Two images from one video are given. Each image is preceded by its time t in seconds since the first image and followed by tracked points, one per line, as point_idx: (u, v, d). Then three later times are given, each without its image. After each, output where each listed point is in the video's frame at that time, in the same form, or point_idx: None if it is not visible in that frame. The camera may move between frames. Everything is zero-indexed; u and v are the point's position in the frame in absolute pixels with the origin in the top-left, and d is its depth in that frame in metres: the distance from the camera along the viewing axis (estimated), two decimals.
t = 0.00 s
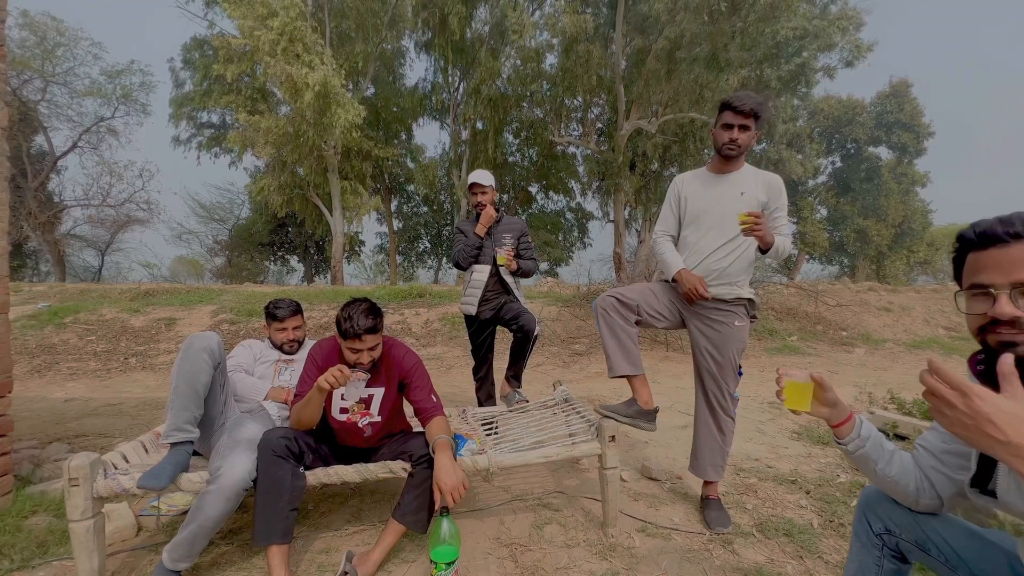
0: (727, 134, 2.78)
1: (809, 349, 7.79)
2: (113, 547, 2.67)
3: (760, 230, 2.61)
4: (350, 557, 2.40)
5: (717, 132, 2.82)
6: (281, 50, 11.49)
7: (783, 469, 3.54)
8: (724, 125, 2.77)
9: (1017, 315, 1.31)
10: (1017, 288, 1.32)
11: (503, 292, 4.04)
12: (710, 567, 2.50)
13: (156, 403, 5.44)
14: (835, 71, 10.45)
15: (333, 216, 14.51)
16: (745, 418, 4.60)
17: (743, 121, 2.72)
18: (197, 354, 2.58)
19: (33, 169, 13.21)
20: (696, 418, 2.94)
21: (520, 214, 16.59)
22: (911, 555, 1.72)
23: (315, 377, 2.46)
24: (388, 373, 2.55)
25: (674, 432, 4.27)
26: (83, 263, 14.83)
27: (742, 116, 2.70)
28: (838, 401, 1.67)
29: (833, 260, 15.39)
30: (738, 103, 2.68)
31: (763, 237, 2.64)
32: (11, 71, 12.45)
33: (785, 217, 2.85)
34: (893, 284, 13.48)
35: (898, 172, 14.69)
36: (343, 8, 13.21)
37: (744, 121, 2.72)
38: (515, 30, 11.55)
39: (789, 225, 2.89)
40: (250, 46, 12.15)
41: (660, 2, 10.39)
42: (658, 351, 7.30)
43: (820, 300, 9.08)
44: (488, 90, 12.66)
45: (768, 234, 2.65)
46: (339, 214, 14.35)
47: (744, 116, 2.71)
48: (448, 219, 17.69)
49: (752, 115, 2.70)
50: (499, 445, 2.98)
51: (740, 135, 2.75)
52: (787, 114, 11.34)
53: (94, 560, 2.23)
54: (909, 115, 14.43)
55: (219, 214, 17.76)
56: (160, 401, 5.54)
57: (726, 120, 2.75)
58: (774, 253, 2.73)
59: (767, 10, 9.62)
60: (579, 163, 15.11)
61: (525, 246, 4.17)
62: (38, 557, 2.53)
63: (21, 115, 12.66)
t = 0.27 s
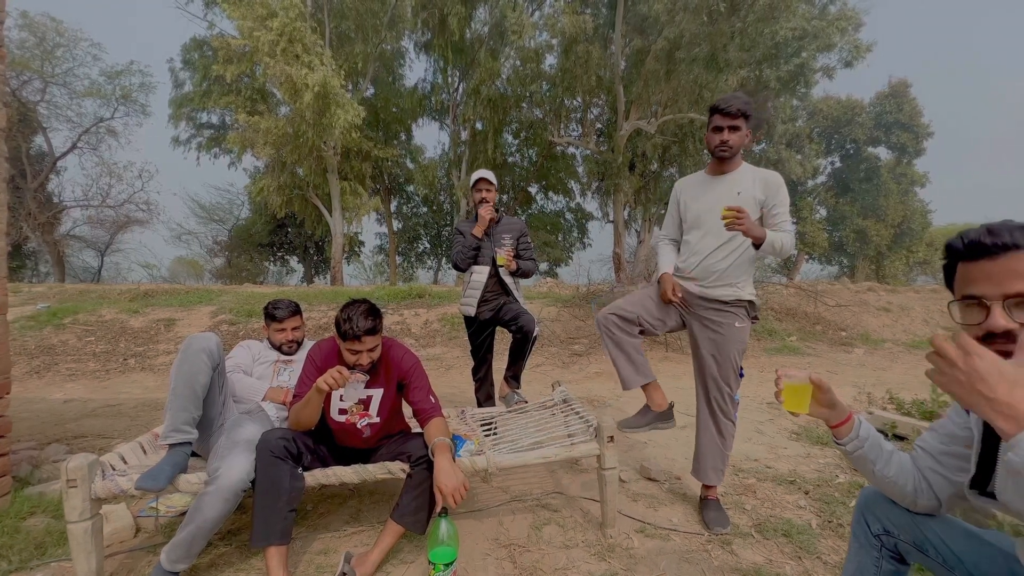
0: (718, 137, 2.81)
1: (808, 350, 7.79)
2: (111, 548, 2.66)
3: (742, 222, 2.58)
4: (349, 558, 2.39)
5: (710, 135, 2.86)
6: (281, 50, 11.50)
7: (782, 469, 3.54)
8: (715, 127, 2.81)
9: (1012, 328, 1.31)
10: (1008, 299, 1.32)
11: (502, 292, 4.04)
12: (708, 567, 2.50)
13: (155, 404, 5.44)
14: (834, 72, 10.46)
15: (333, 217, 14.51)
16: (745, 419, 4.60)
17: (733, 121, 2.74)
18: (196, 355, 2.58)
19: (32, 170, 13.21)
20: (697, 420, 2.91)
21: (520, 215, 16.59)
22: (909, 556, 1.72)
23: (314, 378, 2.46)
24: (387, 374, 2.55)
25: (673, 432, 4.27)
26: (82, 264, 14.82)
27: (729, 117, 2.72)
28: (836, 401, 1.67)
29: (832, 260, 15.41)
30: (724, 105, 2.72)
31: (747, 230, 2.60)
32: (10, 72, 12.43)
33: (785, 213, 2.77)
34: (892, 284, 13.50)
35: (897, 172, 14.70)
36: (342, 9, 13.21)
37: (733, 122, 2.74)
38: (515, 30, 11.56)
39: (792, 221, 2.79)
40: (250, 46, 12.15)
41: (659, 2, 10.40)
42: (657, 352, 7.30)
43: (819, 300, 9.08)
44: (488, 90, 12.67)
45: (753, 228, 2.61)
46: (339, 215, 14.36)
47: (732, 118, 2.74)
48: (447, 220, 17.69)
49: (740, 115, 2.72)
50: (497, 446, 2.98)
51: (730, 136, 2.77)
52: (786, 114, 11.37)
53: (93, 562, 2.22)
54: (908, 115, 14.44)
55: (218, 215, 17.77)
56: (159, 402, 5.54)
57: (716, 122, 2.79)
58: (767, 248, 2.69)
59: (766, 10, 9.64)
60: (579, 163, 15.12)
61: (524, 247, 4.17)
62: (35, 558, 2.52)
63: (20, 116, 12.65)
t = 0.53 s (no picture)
0: (712, 137, 2.81)
1: (808, 350, 7.79)
2: (112, 548, 2.67)
3: (734, 221, 2.58)
4: (349, 558, 2.40)
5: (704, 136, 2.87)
6: (280, 51, 11.52)
7: (781, 469, 3.55)
8: (709, 128, 2.82)
9: (951, 315, 1.39)
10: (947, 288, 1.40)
11: (502, 293, 4.05)
12: (708, 567, 2.51)
13: (155, 405, 5.44)
14: (834, 72, 10.47)
15: (333, 218, 14.52)
16: (744, 419, 4.60)
17: (726, 122, 2.74)
18: (196, 355, 2.59)
19: (32, 171, 13.21)
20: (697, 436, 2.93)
21: (520, 215, 16.59)
22: (909, 556, 1.71)
23: (314, 379, 2.46)
24: (387, 375, 2.56)
25: (673, 433, 4.27)
26: (82, 265, 14.82)
27: (722, 118, 2.73)
28: (834, 400, 1.68)
29: (832, 260, 15.42)
30: (717, 106, 2.74)
31: (742, 230, 2.60)
32: (10, 73, 12.44)
33: (783, 213, 2.76)
34: (891, 284, 13.51)
35: (896, 172, 14.71)
36: (342, 9, 13.23)
37: (726, 122, 2.74)
38: (514, 31, 11.58)
39: (790, 222, 2.78)
40: (249, 47, 12.16)
41: (658, 3, 10.42)
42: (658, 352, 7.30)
43: (819, 300, 9.08)
44: (488, 91, 12.69)
45: (748, 228, 2.61)
46: (339, 216, 14.36)
47: (725, 118, 2.74)
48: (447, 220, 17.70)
49: (733, 116, 2.72)
50: (497, 446, 2.99)
51: (724, 136, 2.77)
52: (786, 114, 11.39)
53: (93, 562, 2.23)
54: (908, 115, 14.45)
55: (218, 216, 17.80)
56: (159, 403, 5.54)
57: (709, 124, 2.80)
58: (764, 248, 2.68)
59: (765, 10, 9.65)
60: (578, 163, 15.13)
61: (524, 247, 4.18)
62: (36, 559, 2.53)
63: (20, 118, 12.64)
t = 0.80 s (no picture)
0: (707, 137, 2.81)
1: (809, 350, 7.79)
2: (112, 549, 2.67)
3: (735, 223, 2.55)
4: (349, 558, 2.39)
5: (698, 135, 2.86)
6: (280, 52, 11.53)
7: (781, 469, 3.55)
8: (704, 128, 2.81)
9: (931, 309, 1.48)
10: (927, 284, 1.49)
11: (503, 294, 4.06)
12: (708, 567, 2.51)
13: (155, 406, 5.45)
14: (833, 72, 10.48)
15: (333, 218, 14.52)
16: (744, 419, 4.61)
17: (720, 122, 2.74)
18: (196, 356, 2.58)
19: (32, 172, 13.23)
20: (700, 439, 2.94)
21: (520, 216, 16.59)
22: (908, 554, 1.72)
23: (314, 379, 2.46)
24: (386, 375, 2.56)
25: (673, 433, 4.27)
26: (82, 266, 14.83)
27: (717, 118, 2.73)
28: (833, 400, 1.68)
29: (832, 260, 15.41)
30: (711, 106, 2.74)
31: (743, 233, 2.58)
32: (10, 75, 12.46)
33: (779, 213, 2.78)
34: (891, 284, 13.51)
35: (896, 172, 14.71)
36: (342, 10, 13.24)
37: (721, 122, 2.74)
38: (514, 32, 11.62)
39: (786, 221, 2.80)
40: (249, 48, 12.17)
41: (658, 3, 10.44)
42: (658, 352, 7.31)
43: (819, 300, 9.09)
44: (487, 92, 12.71)
45: (747, 229, 2.59)
46: (339, 216, 14.37)
47: (720, 118, 2.74)
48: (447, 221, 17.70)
49: (727, 116, 2.73)
50: (497, 446, 2.99)
51: (719, 135, 2.77)
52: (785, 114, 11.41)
53: (93, 562, 2.23)
54: (907, 115, 14.46)
55: (218, 217, 17.82)
56: (159, 404, 5.54)
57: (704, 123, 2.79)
58: (762, 248, 2.67)
59: (764, 11, 9.67)
60: (578, 164, 15.13)
61: (525, 248, 4.18)
62: (36, 560, 2.53)
63: (20, 119, 12.66)
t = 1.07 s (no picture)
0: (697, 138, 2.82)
1: (809, 350, 7.78)
2: (111, 552, 2.66)
3: (723, 222, 2.53)
4: (349, 560, 2.39)
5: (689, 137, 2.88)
6: (280, 54, 11.54)
7: (782, 470, 3.54)
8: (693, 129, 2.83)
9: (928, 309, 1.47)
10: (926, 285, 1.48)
11: (503, 295, 4.06)
12: (709, 568, 2.50)
13: (155, 408, 5.44)
14: (833, 72, 10.48)
15: (333, 219, 14.51)
16: (745, 420, 4.60)
17: (709, 123, 2.76)
18: (195, 358, 2.58)
19: (32, 174, 13.23)
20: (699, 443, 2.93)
21: (520, 216, 16.58)
22: (909, 556, 1.71)
23: (313, 381, 2.46)
24: (385, 377, 2.55)
25: (673, 434, 4.27)
26: (82, 268, 14.83)
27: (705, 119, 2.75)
28: (834, 404, 1.68)
29: (832, 260, 15.40)
30: (700, 108, 2.75)
31: (732, 232, 2.55)
32: (10, 76, 12.46)
33: (771, 212, 2.76)
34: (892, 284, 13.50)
35: (896, 172, 14.70)
36: (342, 12, 13.26)
37: (709, 123, 2.76)
38: (514, 32, 11.63)
39: (779, 221, 2.78)
40: (248, 50, 12.18)
41: (657, 4, 10.44)
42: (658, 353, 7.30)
43: (819, 300, 9.08)
44: (487, 92, 12.73)
45: (737, 227, 2.57)
46: (339, 217, 14.36)
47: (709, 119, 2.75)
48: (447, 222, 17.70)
49: (715, 117, 2.74)
50: (497, 448, 2.98)
51: (709, 136, 2.78)
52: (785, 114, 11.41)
53: (92, 565, 2.22)
54: (907, 115, 14.47)
55: (219, 218, 17.84)
56: (159, 405, 5.53)
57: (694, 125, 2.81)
58: (753, 247, 2.66)
59: (764, 11, 9.67)
60: (578, 164, 15.13)
61: (525, 249, 4.17)
62: (35, 563, 2.52)
63: (20, 121, 12.67)
